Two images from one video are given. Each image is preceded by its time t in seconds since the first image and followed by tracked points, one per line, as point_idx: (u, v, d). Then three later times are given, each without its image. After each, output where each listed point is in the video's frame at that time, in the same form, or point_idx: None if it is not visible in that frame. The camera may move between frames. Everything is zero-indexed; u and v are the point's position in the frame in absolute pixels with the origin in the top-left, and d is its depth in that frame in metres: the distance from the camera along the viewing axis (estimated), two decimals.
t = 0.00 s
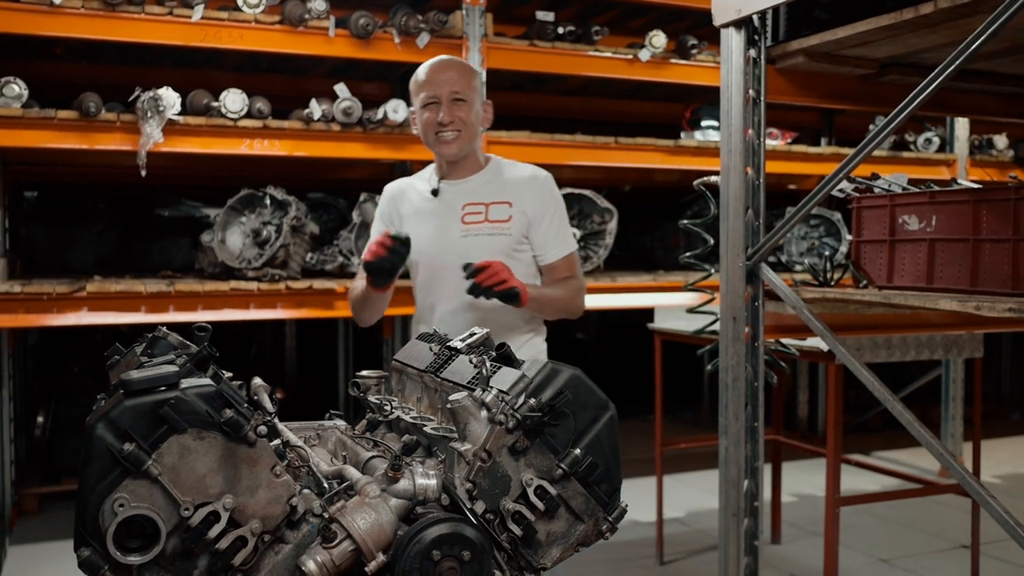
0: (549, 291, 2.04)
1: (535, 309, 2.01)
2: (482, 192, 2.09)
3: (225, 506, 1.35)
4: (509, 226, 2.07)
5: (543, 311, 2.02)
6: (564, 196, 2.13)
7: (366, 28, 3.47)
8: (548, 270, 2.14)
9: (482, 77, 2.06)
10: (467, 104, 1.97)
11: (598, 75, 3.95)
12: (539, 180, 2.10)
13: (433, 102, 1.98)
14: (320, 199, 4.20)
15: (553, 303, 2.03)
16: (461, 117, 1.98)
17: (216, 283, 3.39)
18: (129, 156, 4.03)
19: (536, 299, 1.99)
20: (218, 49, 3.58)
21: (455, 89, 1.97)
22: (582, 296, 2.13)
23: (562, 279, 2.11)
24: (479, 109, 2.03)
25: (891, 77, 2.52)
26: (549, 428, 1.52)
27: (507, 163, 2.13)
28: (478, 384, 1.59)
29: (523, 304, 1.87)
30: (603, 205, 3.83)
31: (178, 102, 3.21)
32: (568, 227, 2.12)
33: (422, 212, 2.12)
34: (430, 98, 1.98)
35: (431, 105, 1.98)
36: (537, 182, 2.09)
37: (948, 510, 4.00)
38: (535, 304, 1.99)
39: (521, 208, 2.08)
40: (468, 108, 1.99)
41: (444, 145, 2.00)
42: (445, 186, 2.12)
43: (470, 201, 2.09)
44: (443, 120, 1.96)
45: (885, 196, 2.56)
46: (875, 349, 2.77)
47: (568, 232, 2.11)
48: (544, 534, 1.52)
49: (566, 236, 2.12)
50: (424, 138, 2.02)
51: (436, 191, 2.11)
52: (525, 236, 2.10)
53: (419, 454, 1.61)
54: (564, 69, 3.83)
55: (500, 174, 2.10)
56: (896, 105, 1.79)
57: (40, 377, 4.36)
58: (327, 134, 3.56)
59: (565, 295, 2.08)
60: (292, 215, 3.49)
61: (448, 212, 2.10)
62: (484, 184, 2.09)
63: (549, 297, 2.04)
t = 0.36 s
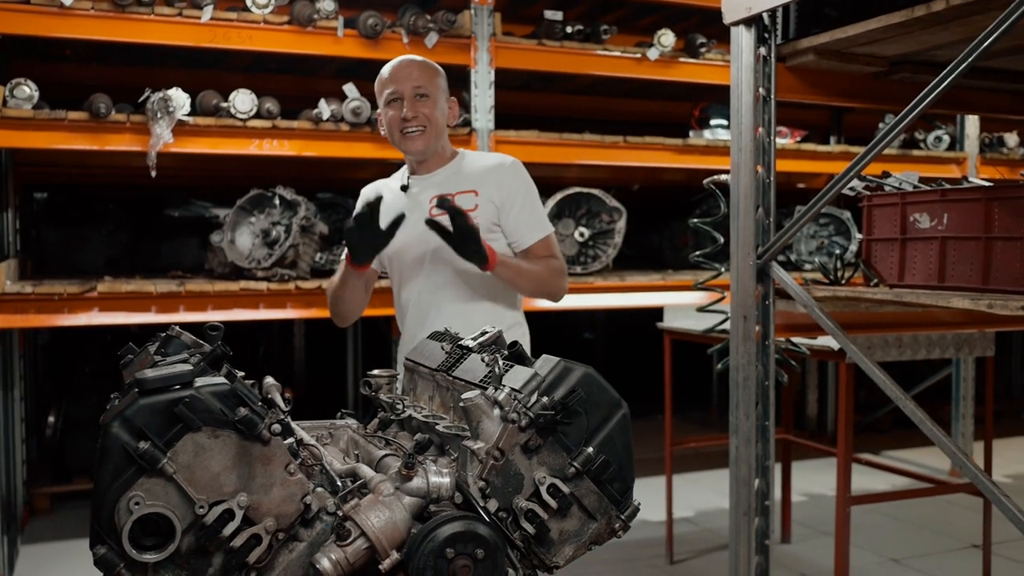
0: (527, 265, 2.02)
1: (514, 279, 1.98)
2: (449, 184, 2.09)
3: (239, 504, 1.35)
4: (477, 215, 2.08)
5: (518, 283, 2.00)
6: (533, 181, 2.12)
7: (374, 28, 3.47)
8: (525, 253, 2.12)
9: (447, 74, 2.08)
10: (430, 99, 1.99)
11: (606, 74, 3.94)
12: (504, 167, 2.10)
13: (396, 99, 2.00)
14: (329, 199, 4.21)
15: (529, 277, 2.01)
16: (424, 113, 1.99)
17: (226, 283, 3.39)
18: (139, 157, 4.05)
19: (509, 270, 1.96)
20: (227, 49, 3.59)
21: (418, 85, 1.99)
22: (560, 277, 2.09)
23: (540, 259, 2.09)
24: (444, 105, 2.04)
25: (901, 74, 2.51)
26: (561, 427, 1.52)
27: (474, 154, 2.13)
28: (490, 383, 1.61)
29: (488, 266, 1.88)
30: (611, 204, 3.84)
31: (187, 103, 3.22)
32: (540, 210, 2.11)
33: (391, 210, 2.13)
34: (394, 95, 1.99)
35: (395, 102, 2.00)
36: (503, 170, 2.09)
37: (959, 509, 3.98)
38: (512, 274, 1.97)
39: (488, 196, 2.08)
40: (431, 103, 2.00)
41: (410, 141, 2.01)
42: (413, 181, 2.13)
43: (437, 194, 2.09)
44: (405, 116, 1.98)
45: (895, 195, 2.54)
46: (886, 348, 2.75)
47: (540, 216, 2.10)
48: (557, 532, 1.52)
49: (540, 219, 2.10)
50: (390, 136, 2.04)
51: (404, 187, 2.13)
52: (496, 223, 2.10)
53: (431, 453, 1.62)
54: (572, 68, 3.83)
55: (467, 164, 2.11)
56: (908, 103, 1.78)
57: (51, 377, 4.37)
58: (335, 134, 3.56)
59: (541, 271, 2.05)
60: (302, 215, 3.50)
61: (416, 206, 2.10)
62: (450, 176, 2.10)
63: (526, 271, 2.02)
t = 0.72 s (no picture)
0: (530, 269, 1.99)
1: (517, 283, 1.94)
2: (454, 183, 2.08)
3: (260, 500, 1.36)
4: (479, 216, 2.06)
5: (520, 288, 1.96)
6: (540, 185, 2.09)
7: (388, 27, 3.47)
8: (529, 259, 2.09)
9: (461, 72, 2.07)
10: (441, 96, 1.98)
11: (620, 72, 3.92)
12: (511, 169, 2.08)
13: (408, 94, 2.00)
14: (343, 198, 4.22)
15: (531, 284, 1.97)
16: (434, 110, 1.98)
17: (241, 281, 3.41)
18: (155, 156, 4.07)
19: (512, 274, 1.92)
20: (242, 48, 3.60)
21: (430, 81, 1.98)
22: (562, 285, 2.06)
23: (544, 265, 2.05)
24: (456, 103, 2.03)
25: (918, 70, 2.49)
26: (580, 424, 1.52)
27: (484, 155, 2.12)
28: (508, 380, 1.62)
29: (488, 269, 1.84)
30: (625, 201, 3.83)
31: (203, 102, 3.23)
32: (546, 216, 2.08)
33: (397, 207, 2.13)
34: (405, 90, 1.99)
35: (406, 97, 2.00)
36: (510, 172, 2.08)
37: (976, 508, 3.95)
38: (515, 278, 1.93)
39: (492, 198, 2.06)
40: (442, 101, 1.99)
41: (418, 137, 2.01)
42: (421, 179, 2.13)
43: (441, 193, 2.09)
44: (415, 112, 1.97)
45: (912, 191, 2.52)
46: (904, 345, 2.73)
47: (543, 221, 2.07)
48: (575, 529, 1.52)
49: (545, 225, 2.07)
50: (399, 130, 2.03)
51: (411, 184, 2.13)
52: (500, 226, 2.08)
53: (448, 451, 1.62)
54: (585, 66, 3.82)
55: (475, 164, 2.10)
56: (926, 97, 1.77)
57: (68, 375, 4.41)
58: (350, 132, 3.57)
59: (545, 277, 2.01)
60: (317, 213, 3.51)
61: (421, 204, 2.10)
62: (456, 175, 2.09)
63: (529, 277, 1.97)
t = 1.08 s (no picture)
0: (570, 281, 1.94)
1: (555, 296, 1.90)
2: (496, 183, 2.06)
3: (297, 498, 1.37)
4: (520, 220, 2.03)
5: (559, 300, 1.92)
6: (584, 190, 2.07)
7: (420, 27, 3.48)
8: (569, 267, 2.06)
9: (509, 70, 2.02)
10: (486, 98, 1.94)
11: (652, 71, 3.90)
12: (557, 172, 2.05)
13: (452, 94, 1.96)
14: (375, 198, 4.24)
15: (571, 295, 1.93)
16: (479, 112, 1.95)
17: (274, 280, 3.44)
18: (190, 157, 4.13)
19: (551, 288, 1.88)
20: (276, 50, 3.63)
21: (476, 82, 1.94)
22: (602, 295, 2.02)
23: (584, 274, 2.02)
24: (501, 103, 1.99)
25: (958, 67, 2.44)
26: (614, 424, 1.52)
27: (529, 155, 2.09)
28: (542, 380, 1.62)
29: (528, 283, 1.78)
30: (656, 201, 3.82)
31: (237, 102, 3.27)
32: (588, 222, 2.06)
33: (436, 202, 2.11)
34: (451, 89, 1.95)
35: (451, 97, 1.96)
36: (556, 175, 2.05)
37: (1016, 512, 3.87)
38: (552, 291, 1.88)
39: (534, 201, 2.04)
40: (487, 102, 1.96)
41: (460, 138, 1.98)
42: (462, 176, 2.10)
43: (482, 193, 2.06)
44: (459, 114, 1.94)
45: (948, 190, 2.47)
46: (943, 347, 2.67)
47: (586, 229, 2.04)
48: (610, 529, 1.52)
49: (588, 231, 2.04)
50: (442, 129, 2.00)
51: (451, 180, 2.10)
52: (540, 230, 2.06)
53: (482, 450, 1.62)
54: (617, 65, 3.80)
55: (519, 165, 2.07)
56: (965, 94, 1.73)
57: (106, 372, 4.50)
58: (382, 133, 3.58)
59: (585, 287, 1.97)
60: (349, 213, 3.54)
61: (461, 202, 2.08)
62: (499, 175, 2.06)
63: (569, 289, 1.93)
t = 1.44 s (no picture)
0: (583, 285, 1.93)
1: (566, 297, 1.89)
2: (514, 190, 2.02)
3: (316, 500, 1.38)
4: (542, 227, 2.01)
5: (571, 301, 1.90)
6: (602, 196, 2.06)
7: (441, 30, 3.49)
8: (582, 272, 2.04)
9: (525, 76, 1.93)
10: (503, 115, 1.86)
11: (673, 73, 3.89)
12: (576, 178, 2.03)
13: (468, 109, 1.88)
14: (394, 201, 4.26)
15: (583, 298, 1.92)
16: (496, 129, 1.88)
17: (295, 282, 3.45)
18: (212, 160, 4.17)
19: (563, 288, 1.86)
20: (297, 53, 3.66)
21: (493, 97, 1.85)
22: (615, 300, 2.01)
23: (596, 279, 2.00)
24: (518, 115, 1.92)
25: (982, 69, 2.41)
26: (633, 428, 1.51)
27: (546, 160, 2.07)
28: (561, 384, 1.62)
29: (539, 282, 1.77)
30: (676, 204, 3.81)
31: (259, 105, 3.29)
32: (606, 229, 2.04)
33: (451, 208, 2.05)
34: (466, 104, 1.87)
35: (466, 112, 1.88)
36: (575, 181, 2.03)
37: None
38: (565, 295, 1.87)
39: (555, 208, 2.02)
40: (504, 117, 1.88)
41: (477, 155, 1.91)
42: (476, 181, 2.06)
43: (500, 199, 2.03)
44: (476, 133, 1.87)
45: (971, 193, 2.44)
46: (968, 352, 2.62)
47: (604, 236, 2.03)
48: (628, 533, 1.51)
49: (605, 238, 2.03)
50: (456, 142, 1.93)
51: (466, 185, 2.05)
52: (559, 236, 2.04)
53: (500, 453, 1.62)
54: (637, 68, 3.80)
55: (538, 171, 2.05)
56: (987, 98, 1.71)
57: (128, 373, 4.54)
58: (402, 136, 3.60)
59: (597, 291, 1.96)
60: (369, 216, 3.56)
61: (479, 208, 2.03)
62: (517, 181, 2.03)
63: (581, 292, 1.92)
